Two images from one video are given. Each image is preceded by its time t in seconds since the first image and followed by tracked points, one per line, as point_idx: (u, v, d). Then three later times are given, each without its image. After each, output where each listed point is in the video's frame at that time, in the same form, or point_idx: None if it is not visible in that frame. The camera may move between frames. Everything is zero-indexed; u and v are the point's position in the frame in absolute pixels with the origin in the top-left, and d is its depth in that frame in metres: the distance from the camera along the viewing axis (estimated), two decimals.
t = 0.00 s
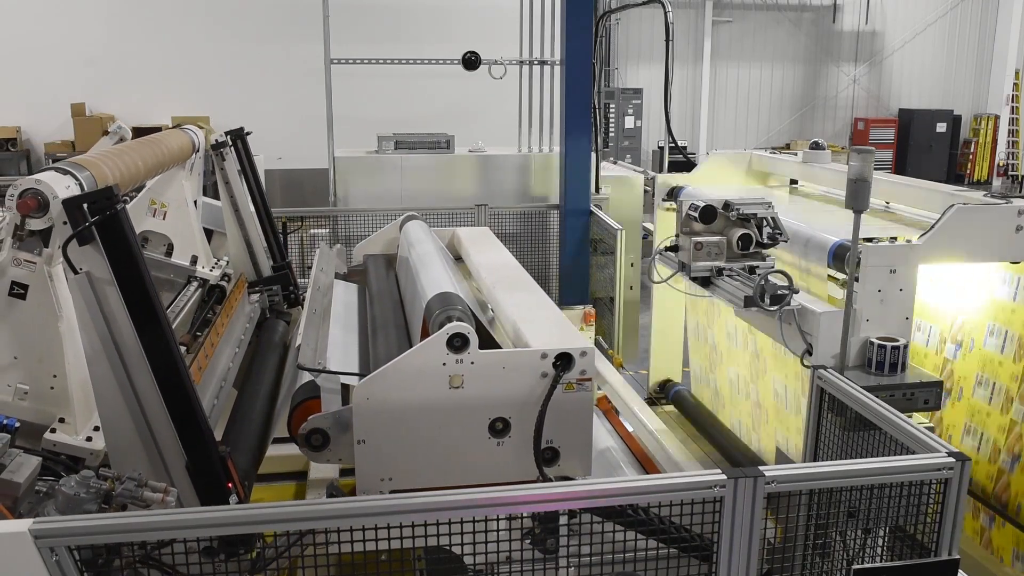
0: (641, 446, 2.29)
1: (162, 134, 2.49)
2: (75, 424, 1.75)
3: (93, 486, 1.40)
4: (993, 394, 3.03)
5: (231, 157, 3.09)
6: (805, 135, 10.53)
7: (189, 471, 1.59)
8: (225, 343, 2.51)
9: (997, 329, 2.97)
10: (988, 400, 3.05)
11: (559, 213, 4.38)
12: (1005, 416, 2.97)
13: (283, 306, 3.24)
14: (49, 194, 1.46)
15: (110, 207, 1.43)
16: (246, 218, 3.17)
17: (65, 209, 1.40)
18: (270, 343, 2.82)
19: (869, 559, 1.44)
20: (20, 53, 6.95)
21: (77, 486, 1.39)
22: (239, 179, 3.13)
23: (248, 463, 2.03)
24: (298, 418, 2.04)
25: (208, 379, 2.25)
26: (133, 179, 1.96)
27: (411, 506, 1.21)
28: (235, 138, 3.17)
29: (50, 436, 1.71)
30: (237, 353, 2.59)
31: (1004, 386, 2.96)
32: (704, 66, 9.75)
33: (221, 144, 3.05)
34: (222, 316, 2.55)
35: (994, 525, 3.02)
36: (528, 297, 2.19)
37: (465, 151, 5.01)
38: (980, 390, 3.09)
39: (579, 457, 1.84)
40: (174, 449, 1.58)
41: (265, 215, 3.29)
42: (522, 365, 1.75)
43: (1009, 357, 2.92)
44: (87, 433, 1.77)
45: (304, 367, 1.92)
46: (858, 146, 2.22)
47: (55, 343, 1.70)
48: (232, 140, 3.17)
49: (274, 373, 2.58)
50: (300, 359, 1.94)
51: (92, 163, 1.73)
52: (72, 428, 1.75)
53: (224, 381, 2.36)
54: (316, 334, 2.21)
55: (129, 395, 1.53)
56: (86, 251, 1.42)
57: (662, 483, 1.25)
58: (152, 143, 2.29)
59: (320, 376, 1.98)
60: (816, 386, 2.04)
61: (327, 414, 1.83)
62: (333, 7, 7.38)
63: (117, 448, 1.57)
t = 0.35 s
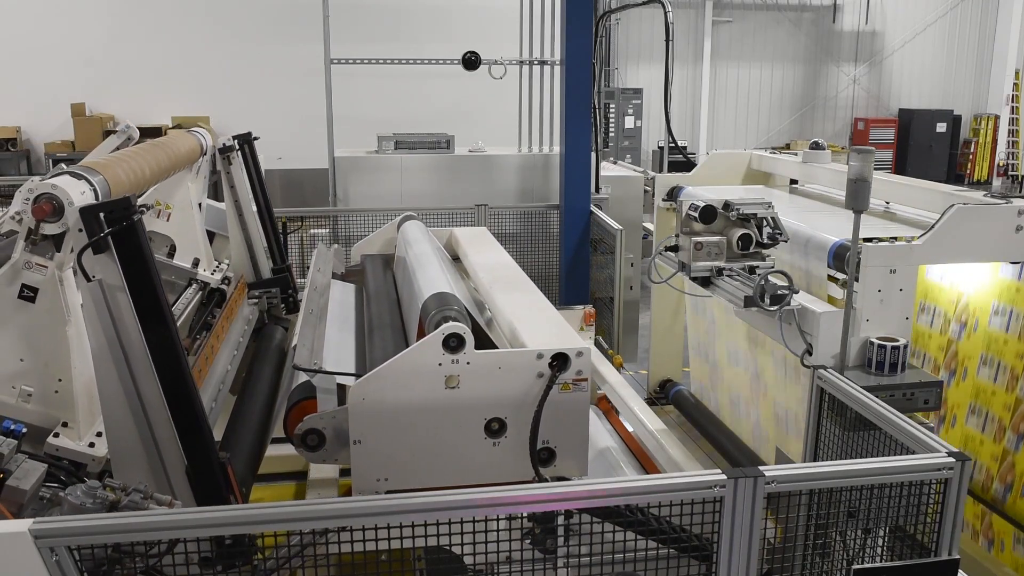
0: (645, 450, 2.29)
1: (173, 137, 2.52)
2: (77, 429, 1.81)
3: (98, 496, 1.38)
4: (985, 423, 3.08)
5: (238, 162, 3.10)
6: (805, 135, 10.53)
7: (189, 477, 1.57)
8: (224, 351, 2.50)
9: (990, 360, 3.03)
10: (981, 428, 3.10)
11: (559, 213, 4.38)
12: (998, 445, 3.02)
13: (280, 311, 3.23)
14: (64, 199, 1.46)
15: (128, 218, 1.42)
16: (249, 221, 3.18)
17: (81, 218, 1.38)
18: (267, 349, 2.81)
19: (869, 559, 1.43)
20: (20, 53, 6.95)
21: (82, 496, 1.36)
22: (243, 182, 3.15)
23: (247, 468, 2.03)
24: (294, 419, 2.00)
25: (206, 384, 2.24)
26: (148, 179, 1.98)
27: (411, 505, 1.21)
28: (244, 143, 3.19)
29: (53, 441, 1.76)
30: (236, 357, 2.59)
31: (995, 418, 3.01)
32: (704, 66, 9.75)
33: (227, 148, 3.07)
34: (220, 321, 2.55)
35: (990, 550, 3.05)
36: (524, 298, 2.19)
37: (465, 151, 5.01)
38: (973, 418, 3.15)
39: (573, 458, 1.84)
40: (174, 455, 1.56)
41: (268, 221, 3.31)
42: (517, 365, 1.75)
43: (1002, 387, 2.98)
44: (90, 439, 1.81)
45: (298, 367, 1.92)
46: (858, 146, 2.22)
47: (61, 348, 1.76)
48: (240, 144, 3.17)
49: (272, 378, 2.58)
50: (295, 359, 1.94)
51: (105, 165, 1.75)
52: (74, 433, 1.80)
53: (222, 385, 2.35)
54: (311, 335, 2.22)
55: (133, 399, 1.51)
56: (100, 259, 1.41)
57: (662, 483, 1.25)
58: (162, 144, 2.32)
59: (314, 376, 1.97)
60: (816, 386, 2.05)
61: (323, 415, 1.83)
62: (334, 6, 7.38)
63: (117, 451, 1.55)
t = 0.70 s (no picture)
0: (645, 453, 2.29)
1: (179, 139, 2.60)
2: (80, 435, 1.94)
3: (103, 506, 1.38)
4: (987, 416, 3.07)
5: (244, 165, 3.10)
6: (805, 135, 10.53)
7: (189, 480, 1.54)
8: (223, 354, 2.50)
9: (992, 352, 3.02)
10: (983, 422, 3.09)
11: (559, 213, 4.38)
12: (1000, 438, 3.00)
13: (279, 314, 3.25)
14: (79, 206, 1.53)
15: (143, 227, 1.40)
16: (252, 224, 3.19)
17: (98, 226, 1.36)
18: (264, 351, 2.81)
19: (869, 559, 1.43)
20: (20, 53, 6.95)
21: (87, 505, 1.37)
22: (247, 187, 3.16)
23: (246, 474, 2.03)
24: (290, 419, 2.02)
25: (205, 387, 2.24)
26: (158, 183, 2.07)
27: (412, 506, 1.21)
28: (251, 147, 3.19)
29: (56, 445, 1.89)
30: (234, 358, 2.59)
31: (998, 410, 3.00)
32: (704, 66, 9.74)
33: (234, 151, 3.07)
34: (218, 327, 2.54)
35: (993, 544, 3.04)
36: (520, 298, 2.20)
37: (465, 151, 5.01)
38: (974, 412, 3.14)
39: (570, 458, 1.84)
40: (176, 456, 1.53)
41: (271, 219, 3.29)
42: (513, 365, 1.75)
43: (1004, 380, 2.96)
44: (92, 444, 1.95)
45: (294, 367, 1.93)
46: (858, 146, 2.22)
47: (67, 355, 1.90)
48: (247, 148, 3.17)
49: (269, 381, 2.58)
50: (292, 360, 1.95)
51: (118, 169, 1.82)
52: (77, 438, 1.94)
53: (221, 387, 2.35)
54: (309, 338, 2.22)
55: (137, 400, 1.48)
56: (113, 267, 1.39)
57: (662, 482, 1.25)
58: (170, 146, 2.41)
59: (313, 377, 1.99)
60: (816, 386, 2.05)
61: (319, 415, 1.83)
62: (333, 6, 7.38)
63: (117, 451, 1.51)
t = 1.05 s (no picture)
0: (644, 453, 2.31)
1: (187, 142, 2.66)
2: (84, 440, 2.06)
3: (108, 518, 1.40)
4: (989, 409, 3.08)
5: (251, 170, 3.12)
6: (805, 135, 10.53)
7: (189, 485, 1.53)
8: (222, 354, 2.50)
9: (993, 345, 3.03)
10: (984, 415, 3.10)
11: (559, 213, 4.38)
12: (1001, 431, 3.01)
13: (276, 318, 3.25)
14: (92, 211, 1.60)
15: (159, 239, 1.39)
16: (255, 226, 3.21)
17: (114, 236, 1.37)
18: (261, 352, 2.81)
19: (869, 559, 1.43)
20: (19, 52, 6.95)
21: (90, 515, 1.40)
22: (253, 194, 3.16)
23: (244, 475, 2.03)
24: (286, 419, 2.02)
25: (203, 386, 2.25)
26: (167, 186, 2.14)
27: (412, 506, 1.21)
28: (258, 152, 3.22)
29: (59, 450, 2.01)
30: (231, 357, 2.60)
31: (1000, 403, 3.00)
32: (704, 66, 9.74)
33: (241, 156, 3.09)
34: (216, 329, 2.54)
35: (994, 538, 3.03)
36: (517, 298, 2.20)
37: (465, 151, 5.01)
38: (976, 404, 3.14)
39: (566, 457, 1.84)
40: (177, 461, 1.52)
41: (273, 222, 3.37)
42: (509, 365, 1.75)
43: (1005, 372, 2.97)
44: (93, 450, 2.06)
45: (291, 368, 1.93)
46: (858, 146, 2.22)
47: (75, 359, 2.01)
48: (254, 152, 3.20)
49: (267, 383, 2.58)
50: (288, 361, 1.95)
51: (128, 174, 1.89)
52: (80, 442, 2.06)
53: (218, 387, 2.36)
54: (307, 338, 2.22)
55: (141, 404, 1.48)
56: (127, 276, 1.39)
57: (662, 482, 1.25)
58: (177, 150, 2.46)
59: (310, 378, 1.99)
60: (816, 386, 2.05)
61: (316, 415, 1.82)
62: (333, 6, 7.38)
63: (119, 455, 1.50)
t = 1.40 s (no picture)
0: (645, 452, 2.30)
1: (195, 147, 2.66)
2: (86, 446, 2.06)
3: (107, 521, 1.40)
4: (981, 439, 3.09)
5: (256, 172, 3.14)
6: (805, 135, 10.52)
7: (188, 485, 1.52)
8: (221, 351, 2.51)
9: (986, 375, 3.03)
10: (977, 444, 3.11)
11: (559, 213, 4.38)
12: (994, 461, 3.03)
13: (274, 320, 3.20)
14: (107, 218, 1.66)
15: (173, 251, 1.38)
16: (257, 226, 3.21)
17: (128, 245, 1.36)
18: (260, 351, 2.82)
19: (869, 559, 1.43)
20: (19, 52, 6.95)
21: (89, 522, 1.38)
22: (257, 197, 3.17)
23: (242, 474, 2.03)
24: (285, 418, 2.02)
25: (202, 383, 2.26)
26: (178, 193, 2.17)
27: (413, 505, 1.21)
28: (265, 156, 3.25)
29: (60, 455, 2.02)
30: (230, 356, 2.60)
31: (992, 434, 3.01)
32: (704, 66, 9.74)
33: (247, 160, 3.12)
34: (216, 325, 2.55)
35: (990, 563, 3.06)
36: (516, 298, 2.20)
37: (465, 151, 5.01)
38: (969, 433, 3.15)
39: (564, 457, 1.83)
40: (177, 461, 1.52)
41: (274, 222, 3.38)
42: (506, 365, 1.75)
43: (998, 404, 2.98)
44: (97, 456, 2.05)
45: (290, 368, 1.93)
46: (858, 146, 2.22)
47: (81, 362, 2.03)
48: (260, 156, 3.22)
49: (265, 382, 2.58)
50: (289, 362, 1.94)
51: (140, 181, 1.92)
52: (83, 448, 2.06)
53: (216, 384, 2.37)
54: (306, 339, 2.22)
55: (144, 404, 1.48)
56: (140, 287, 1.40)
57: (661, 482, 1.25)
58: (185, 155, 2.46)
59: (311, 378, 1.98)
60: (816, 386, 2.05)
61: (314, 415, 1.83)
62: (333, 6, 7.38)
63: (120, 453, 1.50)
